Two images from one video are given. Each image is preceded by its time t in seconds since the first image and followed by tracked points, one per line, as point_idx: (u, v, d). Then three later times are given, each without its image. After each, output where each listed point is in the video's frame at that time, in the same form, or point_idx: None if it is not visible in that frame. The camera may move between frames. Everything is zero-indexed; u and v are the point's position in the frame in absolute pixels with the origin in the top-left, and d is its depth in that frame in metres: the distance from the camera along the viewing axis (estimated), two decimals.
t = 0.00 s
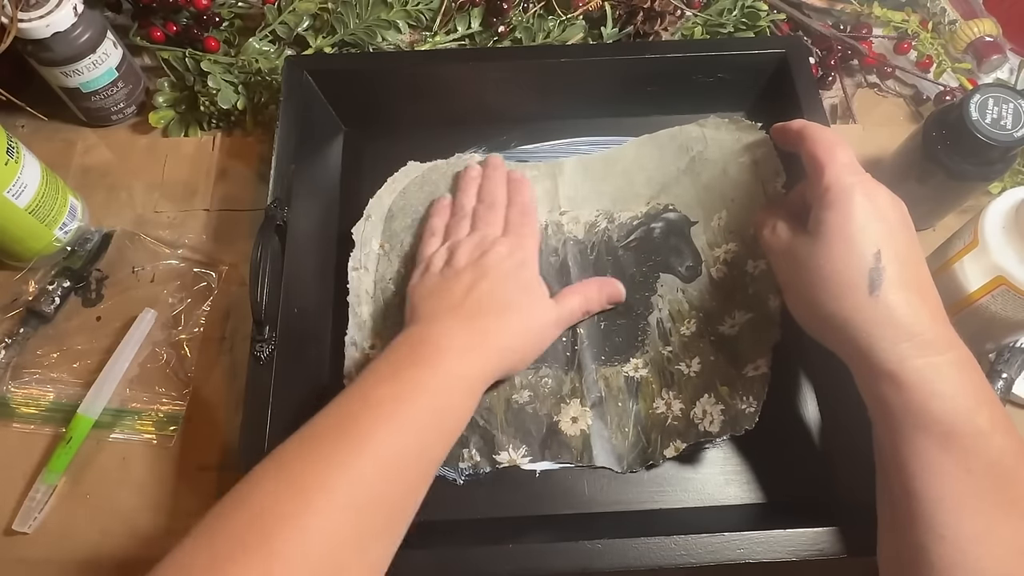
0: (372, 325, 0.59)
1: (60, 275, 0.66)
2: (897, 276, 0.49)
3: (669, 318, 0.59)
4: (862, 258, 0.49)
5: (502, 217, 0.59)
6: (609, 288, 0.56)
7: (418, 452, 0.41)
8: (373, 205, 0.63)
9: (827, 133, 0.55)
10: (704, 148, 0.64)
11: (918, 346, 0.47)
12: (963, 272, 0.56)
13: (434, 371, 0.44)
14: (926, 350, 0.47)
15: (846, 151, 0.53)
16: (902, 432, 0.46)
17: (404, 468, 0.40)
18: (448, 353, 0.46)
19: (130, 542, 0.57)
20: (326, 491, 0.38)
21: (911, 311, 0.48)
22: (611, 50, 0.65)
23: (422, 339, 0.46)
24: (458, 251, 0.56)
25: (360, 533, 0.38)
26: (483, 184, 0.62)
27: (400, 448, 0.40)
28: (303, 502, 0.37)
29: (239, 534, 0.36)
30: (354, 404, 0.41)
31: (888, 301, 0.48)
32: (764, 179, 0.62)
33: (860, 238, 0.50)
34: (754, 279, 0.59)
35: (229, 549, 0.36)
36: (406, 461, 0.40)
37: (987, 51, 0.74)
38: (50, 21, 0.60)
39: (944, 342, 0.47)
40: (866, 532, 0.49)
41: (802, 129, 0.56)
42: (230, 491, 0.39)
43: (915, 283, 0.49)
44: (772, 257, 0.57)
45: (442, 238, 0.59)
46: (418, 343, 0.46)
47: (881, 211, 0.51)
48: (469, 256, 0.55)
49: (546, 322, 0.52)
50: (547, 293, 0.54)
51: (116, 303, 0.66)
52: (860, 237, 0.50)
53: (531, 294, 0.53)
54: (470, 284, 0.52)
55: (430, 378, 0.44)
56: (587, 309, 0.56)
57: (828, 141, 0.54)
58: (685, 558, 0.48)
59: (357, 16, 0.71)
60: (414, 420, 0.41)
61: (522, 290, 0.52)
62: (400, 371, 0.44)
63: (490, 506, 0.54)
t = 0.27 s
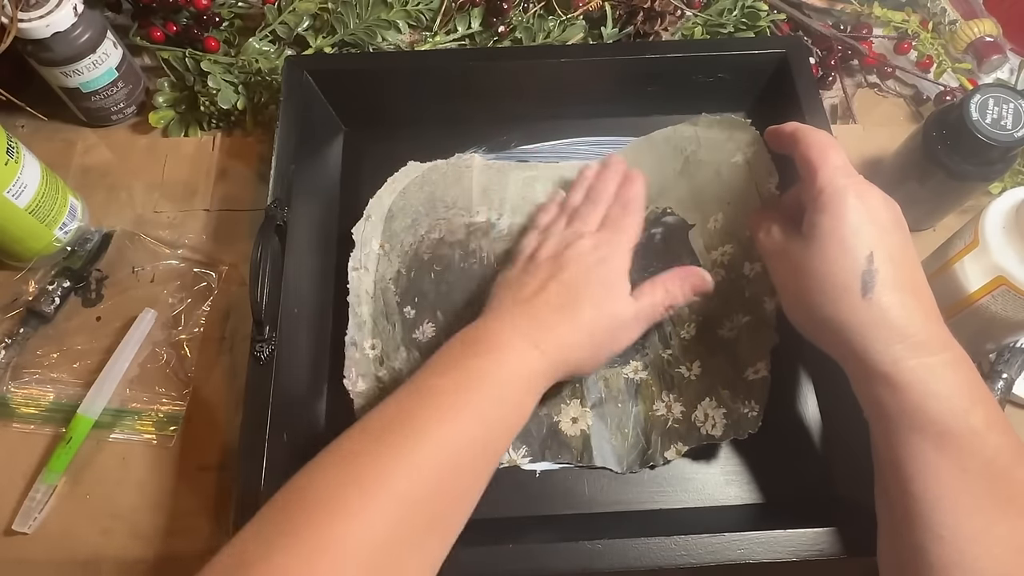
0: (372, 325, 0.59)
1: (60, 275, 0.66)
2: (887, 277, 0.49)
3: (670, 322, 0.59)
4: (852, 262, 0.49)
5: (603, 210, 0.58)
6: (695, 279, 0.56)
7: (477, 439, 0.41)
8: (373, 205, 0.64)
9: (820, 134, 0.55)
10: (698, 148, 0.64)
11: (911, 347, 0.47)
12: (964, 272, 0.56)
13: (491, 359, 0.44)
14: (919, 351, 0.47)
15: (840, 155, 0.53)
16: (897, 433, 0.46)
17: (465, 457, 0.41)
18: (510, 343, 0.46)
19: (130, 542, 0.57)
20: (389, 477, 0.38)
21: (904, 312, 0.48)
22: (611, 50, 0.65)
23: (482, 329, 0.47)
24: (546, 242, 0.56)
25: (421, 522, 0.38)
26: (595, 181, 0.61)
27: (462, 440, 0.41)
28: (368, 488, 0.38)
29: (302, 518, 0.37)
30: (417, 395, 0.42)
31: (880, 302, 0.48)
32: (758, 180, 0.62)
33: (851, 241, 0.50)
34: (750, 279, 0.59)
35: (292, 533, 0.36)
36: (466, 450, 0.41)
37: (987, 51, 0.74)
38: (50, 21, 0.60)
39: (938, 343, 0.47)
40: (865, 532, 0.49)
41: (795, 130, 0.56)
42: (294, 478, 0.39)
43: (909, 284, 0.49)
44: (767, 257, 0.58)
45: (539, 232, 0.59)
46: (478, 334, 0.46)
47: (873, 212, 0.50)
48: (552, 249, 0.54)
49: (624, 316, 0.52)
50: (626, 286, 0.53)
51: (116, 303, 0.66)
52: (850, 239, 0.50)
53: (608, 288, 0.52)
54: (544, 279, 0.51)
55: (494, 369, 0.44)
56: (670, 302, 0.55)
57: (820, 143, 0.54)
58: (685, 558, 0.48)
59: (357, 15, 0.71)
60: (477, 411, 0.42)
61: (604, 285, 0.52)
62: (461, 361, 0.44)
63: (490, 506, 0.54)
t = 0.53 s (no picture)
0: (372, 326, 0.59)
1: (60, 275, 0.66)
2: (886, 277, 0.49)
3: (670, 323, 0.59)
4: (850, 261, 0.49)
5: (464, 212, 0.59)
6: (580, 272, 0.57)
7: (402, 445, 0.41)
8: (373, 206, 0.63)
9: (818, 135, 0.55)
10: (700, 150, 0.64)
11: (910, 348, 0.47)
12: (964, 272, 0.56)
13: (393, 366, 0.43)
14: (918, 351, 0.47)
15: (834, 154, 0.53)
16: (896, 434, 0.46)
17: (385, 464, 0.40)
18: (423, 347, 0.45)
19: (130, 542, 0.57)
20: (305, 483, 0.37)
21: (903, 313, 0.48)
22: (611, 50, 0.65)
23: (395, 334, 0.46)
24: (424, 247, 0.56)
25: (339, 527, 0.38)
26: (439, 178, 0.62)
27: (381, 445, 0.40)
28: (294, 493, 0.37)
29: (230, 522, 0.36)
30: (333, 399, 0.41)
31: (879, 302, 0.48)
32: (756, 181, 0.62)
33: (848, 241, 0.50)
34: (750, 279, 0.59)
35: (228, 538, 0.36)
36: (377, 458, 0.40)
37: (987, 51, 0.74)
38: (49, 21, 0.60)
39: (936, 344, 0.47)
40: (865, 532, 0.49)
41: (791, 132, 0.56)
42: (234, 476, 0.39)
43: (907, 284, 0.49)
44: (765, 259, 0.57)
45: (406, 235, 0.58)
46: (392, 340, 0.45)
47: (871, 212, 0.50)
48: (436, 249, 0.55)
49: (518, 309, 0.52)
50: (514, 279, 0.53)
51: (116, 303, 0.66)
52: (847, 239, 0.50)
53: (497, 283, 0.52)
54: (440, 276, 0.52)
55: (410, 375, 0.43)
56: (556, 294, 0.55)
57: (817, 144, 0.54)
58: (685, 558, 0.48)
59: (357, 15, 0.71)
60: (394, 416, 0.41)
61: (489, 278, 0.52)
62: (372, 367, 0.43)
63: (491, 506, 0.54)
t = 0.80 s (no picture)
0: (372, 326, 0.59)
1: (60, 275, 0.66)
2: (883, 278, 0.49)
3: (670, 325, 0.59)
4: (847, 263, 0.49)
5: (499, 214, 0.55)
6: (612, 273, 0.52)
7: (430, 452, 0.39)
8: (373, 206, 0.63)
9: (813, 138, 0.55)
10: (701, 154, 0.64)
11: (908, 349, 0.47)
12: (964, 272, 0.56)
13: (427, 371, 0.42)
14: (915, 352, 0.47)
15: (829, 156, 0.53)
16: (894, 434, 0.46)
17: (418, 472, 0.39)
18: (463, 350, 0.43)
19: (130, 542, 0.57)
20: (334, 493, 0.36)
21: (901, 313, 0.48)
22: (611, 50, 0.65)
23: (428, 338, 0.44)
24: (462, 250, 0.52)
25: (370, 537, 0.37)
26: (475, 177, 0.58)
27: (410, 454, 0.39)
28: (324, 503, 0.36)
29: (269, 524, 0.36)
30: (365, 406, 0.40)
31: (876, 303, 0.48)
32: (755, 184, 0.62)
33: (845, 242, 0.49)
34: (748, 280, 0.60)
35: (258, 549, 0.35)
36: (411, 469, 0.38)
37: (987, 51, 0.74)
38: (50, 21, 0.60)
39: (933, 344, 0.47)
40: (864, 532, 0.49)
41: (787, 134, 0.56)
42: (255, 486, 0.38)
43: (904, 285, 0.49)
44: (761, 261, 0.58)
45: (441, 238, 0.54)
46: (426, 344, 0.44)
47: (867, 213, 0.50)
48: (474, 253, 0.51)
49: (558, 314, 0.48)
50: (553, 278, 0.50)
51: (116, 303, 0.66)
52: (843, 241, 0.50)
53: (539, 284, 0.49)
54: (480, 279, 0.48)
55: (445, 380, 0.41)
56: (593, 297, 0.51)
57: (813, 146, 0.54)
58: (685, 558, 0.48)
59: (357, 15, 0.71)
60: (434, 418, 0.40)
61: (526, 280, 0.49)
62: (406, 373, 0.42)
63: (491, 507, 0.54)
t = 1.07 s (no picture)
0: (372, 325, 0.59)
1: (60, 275, 0.66)
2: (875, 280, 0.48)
3: (670, 328, 0.59)
4: (836, 266, 0.49)
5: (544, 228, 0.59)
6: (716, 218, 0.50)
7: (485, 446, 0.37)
8: (373, 206, 0.64)
9: (803, 143, 0.55)
10: (701, 161, 0.64)
11: (904, 350, 0.47)
12: (964, 272, 0.56)
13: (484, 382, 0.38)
14: (911, 353, 0.47)
15: (818, 160, 0.53)
16: (891, 434, 0.46)
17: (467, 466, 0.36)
18: (521, 364, 0.39)
19: (130, 542, 0.57)
20: (381, 485, 0.35)
21: (895, 316, 0.48)
22: (611, 50, 0.65)
23: (494, 345, 0.39)
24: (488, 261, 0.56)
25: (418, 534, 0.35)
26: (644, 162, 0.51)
27: (460, 450, 0.36)
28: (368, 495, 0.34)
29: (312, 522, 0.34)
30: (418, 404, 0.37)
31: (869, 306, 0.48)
32: (749, 193, 0.62)
33: (834, 244, 0.49)
34: (744, 283, 0.60)
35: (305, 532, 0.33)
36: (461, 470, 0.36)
37: (986, 51, 0.74)
38: (50, 21, 0.60)
39: (929, 345, 0.47)
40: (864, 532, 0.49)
41: (779, 140, 0.56)
42: (315, 473, 0.36)
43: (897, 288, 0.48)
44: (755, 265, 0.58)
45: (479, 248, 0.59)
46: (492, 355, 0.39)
47: (858, 216, 0.50)
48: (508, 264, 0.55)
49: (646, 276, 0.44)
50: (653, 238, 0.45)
51: (116, 303, 0.66)
52: (832, 243, 0.49)
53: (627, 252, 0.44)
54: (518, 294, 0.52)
55: (515, 364, 0.39)
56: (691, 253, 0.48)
57: (802, 152, 0.54)
58: (685, 558, 0.48)
59: (357, 15, 0.70)
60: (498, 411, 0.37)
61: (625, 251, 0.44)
62: (474, 369, 0.38)
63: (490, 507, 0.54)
